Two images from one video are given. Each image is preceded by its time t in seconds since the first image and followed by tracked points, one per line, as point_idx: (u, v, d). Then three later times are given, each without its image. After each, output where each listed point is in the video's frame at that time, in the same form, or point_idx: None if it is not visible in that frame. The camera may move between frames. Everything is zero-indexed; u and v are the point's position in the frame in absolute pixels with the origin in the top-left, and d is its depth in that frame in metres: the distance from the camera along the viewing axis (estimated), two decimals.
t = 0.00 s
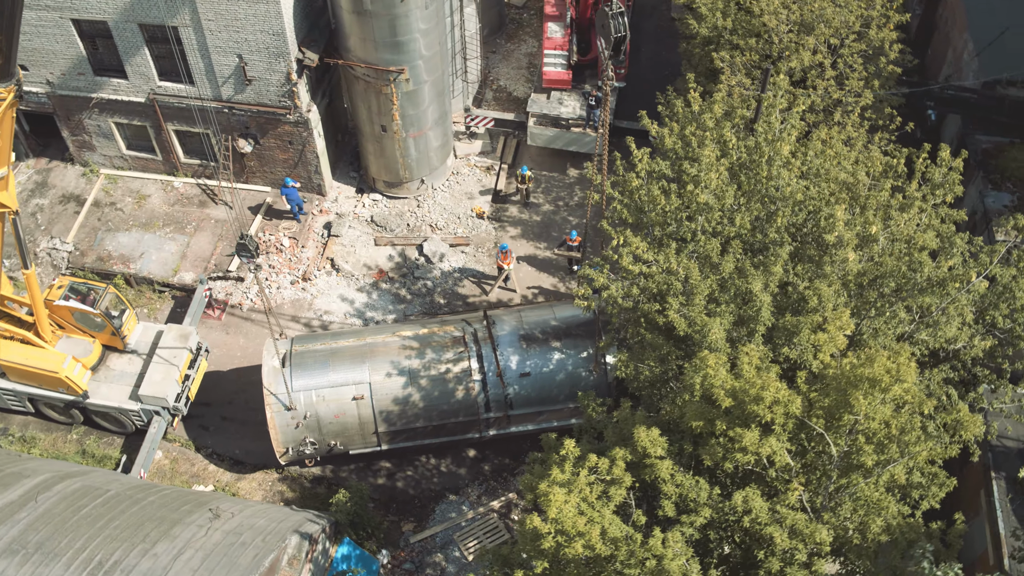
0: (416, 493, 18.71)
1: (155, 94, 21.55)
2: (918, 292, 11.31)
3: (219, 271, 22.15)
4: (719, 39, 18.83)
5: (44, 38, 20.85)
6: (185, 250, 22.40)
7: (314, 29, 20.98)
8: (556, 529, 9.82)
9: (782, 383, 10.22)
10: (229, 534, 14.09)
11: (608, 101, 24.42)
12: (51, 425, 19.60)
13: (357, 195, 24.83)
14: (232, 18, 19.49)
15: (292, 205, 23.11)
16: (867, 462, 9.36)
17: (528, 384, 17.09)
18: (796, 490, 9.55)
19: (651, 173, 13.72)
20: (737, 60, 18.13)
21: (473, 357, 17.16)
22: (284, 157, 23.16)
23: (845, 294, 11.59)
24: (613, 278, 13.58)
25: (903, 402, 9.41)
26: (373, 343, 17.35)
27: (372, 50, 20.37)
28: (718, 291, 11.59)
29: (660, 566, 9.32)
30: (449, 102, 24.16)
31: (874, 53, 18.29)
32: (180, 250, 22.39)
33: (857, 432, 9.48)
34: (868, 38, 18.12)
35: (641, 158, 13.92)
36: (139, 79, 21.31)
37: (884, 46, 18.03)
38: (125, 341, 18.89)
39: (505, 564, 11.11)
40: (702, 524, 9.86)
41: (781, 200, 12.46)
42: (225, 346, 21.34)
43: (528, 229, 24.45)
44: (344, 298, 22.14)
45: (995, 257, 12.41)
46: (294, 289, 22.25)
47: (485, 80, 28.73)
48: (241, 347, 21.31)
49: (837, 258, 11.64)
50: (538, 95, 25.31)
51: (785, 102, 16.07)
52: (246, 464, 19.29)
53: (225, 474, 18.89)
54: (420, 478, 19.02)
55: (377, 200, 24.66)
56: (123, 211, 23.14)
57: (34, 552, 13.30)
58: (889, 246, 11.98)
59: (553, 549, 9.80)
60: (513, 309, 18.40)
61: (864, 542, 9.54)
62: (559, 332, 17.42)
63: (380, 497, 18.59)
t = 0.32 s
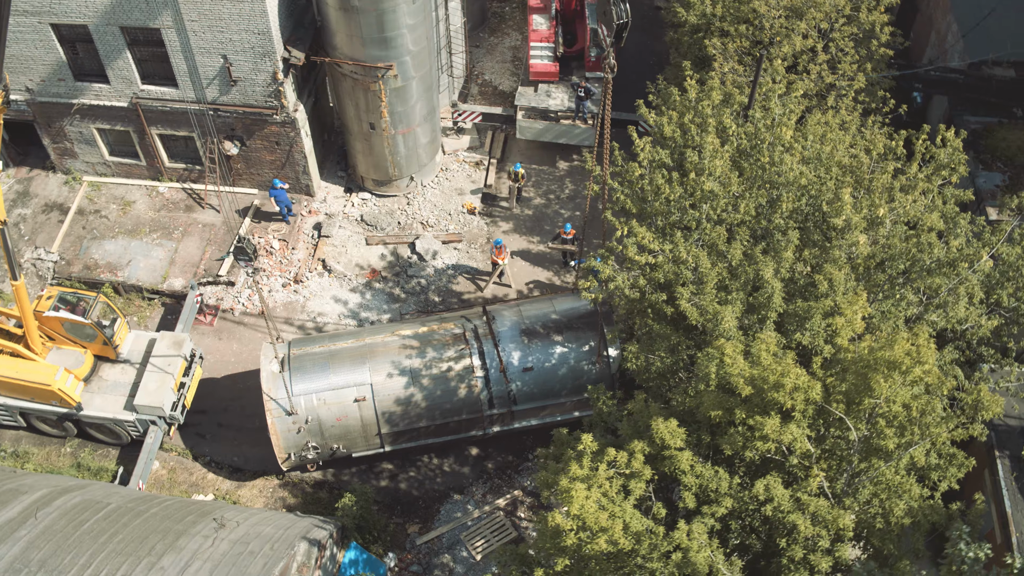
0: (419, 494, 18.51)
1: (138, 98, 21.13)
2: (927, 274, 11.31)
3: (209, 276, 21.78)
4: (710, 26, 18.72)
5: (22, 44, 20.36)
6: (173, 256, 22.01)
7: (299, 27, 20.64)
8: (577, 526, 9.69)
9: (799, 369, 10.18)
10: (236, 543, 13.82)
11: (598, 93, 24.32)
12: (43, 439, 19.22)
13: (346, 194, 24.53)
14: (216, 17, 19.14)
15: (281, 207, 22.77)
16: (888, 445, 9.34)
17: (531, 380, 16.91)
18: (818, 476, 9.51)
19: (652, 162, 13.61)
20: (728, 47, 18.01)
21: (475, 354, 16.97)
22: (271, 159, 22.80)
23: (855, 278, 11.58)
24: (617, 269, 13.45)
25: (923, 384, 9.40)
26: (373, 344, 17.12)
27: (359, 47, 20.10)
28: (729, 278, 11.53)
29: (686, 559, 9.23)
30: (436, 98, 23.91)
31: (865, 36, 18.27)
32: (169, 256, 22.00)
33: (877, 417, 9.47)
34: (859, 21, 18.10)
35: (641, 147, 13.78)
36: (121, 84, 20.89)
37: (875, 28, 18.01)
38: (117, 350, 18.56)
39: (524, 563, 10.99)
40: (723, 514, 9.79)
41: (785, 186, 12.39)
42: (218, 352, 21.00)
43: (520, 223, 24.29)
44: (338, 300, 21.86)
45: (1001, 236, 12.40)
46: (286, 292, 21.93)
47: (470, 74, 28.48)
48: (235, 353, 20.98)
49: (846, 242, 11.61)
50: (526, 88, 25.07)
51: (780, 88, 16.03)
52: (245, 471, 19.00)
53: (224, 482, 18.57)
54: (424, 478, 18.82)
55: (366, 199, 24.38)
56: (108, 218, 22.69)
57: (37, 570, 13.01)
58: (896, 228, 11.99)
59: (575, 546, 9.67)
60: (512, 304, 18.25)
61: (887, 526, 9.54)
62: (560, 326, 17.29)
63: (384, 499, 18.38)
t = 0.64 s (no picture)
0: (424, 496, 18.31)
1: (121, 103, 20.74)
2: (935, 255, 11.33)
3: (199, 282, 21.41)
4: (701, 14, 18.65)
5: None
6: (162, 263, 21.62)
7: (284, 26, 20.31)
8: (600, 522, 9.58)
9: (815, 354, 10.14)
10: (244, 555, 13.66)
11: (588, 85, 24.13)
12: (37, 454, 18.85)
13: (334, 195, 24.24)
14: (200, 19, 18.83)
15: (270, 210, 22.46)
16: (909, 428, 9.36)
17: (534, 375, 16.72)
18: (838, 462, 9.51)
19: (653, 152, 13.52)
20: (719, 34, 17.92)
21: (477, 352, 16.74)
22: (257, 161, 22.44)
23: (862, 262, 11.59)
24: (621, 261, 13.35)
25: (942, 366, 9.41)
26: (373, 345, 16.86)
27: (346, 45, 19.82)
28: (739, 266, 11.48)
29: (713, 551, 9.17)
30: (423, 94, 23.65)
31: (854, 21, 18.27)
32: (157, 263, 21.60)
33: (897, 400, 9.48)
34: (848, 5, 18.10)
35: (641, 137, 13.68)
36: (104, 89, 20.49)
37: (865, 12, 18.01)
38: (110, 361, 18.24)
39: (543, 562, 10.88)
40: (745, 503, 9.74)
41: (788, 173, 12.38)
42: (212, 360, 20.66)
43: (512, 219, 24.14)
44: (331, 302, 21.58)
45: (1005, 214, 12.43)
46: (278, 296, 21.63)
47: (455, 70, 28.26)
48: (229, 360, 20.66)
49: (853, 226, 11.62)
50: (513, 82, 24.93)
51: (773, 74, 16.00)
52: (245, 479, 18.72)
53: (225, 491, 18.28)
54: (427, 480, 18.62)
55: (355, 199, 24.11)
56: (94, 227, 22.26)
57: None
58: (900, 212, 12.03)
59: (598, 543, 9.56)
60: (511, 299, 18.08)
61: (909, 509, 9.55)
62: (561, 320, 17.10)
63: (389, 502, 18.17)
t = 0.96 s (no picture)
0: (430, 496, 18.15)
1: (106, 110, 20.38)
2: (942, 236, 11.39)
3: (191, 289, 21.08)
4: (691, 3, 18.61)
5: None
6: (152, 271, 21.27)
7: (270, 26, 20.03)
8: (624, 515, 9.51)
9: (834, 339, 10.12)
10: (253, 566, 13.46)
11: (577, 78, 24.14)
12: (34, 470, 18.52)
13: (324, 196, 23.97)
14: (185, 22, 18.55)
15: (260, 213, 22.14)
16: (930, 408, 9.40)
17: (538, 370, 16.58)
18: (859, 446, 9.54)
19: (654, 142, 13.46)
20: (710, 23, 17.90)
21: (480, 349, 16.56)
22: (246, 164, 22.12)
23: (870, 246, 11.61)
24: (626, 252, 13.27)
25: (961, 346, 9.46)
26: (374, 346, 16.64)
27: (335, 44, 19.59)
28: (749, 253, 11.47)
29: (740, 540, 9.24)
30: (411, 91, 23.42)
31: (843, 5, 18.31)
32: (147, 271, 21.24)
33: (916, 380, 9.54)
34: None
35: (641, 127, 13.61)
36: (87, 96, 20.13)
37: None
38: (105, 372, 17.96)
39: (564, 559, 10.79)
40: (767, 490, 9.72)
41: (790, 159, 12.53)
42: (208, 367, 20.37)
43: (504, 214, 24.00)
44: (326, 304, 21.36)
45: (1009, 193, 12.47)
46: (272, 300, 21.36)
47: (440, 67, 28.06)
48: (225, 366, 20.38)
49: (860, 210, 11.64)
50: (500, 77, 24.82)
51: (767, 61, 15.99)
52: (247, 487, 18.47)
53: (227, 500, 18.02)
54: (432, 480, 18.45)
55: (345, 200, 23.86)
56: (81, 236, 21.86)
57: None
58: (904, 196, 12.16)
59: (623, 536, 9.48)
60: (512, 295, 17.94)
61: (929, 489, 9.54)
62: (563, 314, 16.97)
63: (394, 504, 18.00)
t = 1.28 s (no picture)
0: (437, 497, 17.99)
1: (91, 118, 20.04)
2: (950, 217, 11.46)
3: (184, 296, 20.76)
4: None
5: None
6: (144, 280, 20.92)
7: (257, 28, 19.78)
8: (650, 508, 9.44)
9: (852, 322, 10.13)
10: None
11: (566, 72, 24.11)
12: (31, 486, 18.19)
13: (315, 199, 23.72)
14: (171, 25, 18.29)
15: (252, 217, 21.87)
16: (949, 387, 9.46)
17: (543, 366, 16.48)
18: (881, 428, 9.58)
19: (655, 133, 13.42)
20: (701, 12, 17.88)
21: (484, 347, 16.44)
22: (235, 168, 21.81)
23: (878, 229, 11.66)
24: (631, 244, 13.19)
25: (979, 324, 9.54)
26: (376, 347, 16.45)
27: (324, 44, 19.38)
28: (760, 241, 11.50)
29: (768, 528, 9.22)
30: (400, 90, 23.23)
31: None
32: (138, 280, 20.88)
33: (934, 360, 9.62)
34: None
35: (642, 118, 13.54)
36: (72, 104, 19.78)
37: None
38: (102, 384, 17.67)
39: (586, 554, 10.71)
40: (789, 476, 9.72)
41: (792, 145, 12.59)
42: (204, 375, 20.06)
43: (497, 211, 23.86)
44: (322, 307, 21.10)
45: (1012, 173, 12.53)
46: (266, 305, 21.11)
47: (425, 65, 27.87)
48: (222, 374, 20.08)
49: (868, 193, 11.70)
50: (488, 73, 24.74)
51: (761, 48, 16.00)
52: (251, 495, 18.24)
53: (231, 509, 17.77)
54: (439, 481, 18.28)
55: (336, 202, 23.62)
56: (68, 247, 21.46)
57: None
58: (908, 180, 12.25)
59: (650, 529, 9.42)
60: (512, 291, 17.82)
61: (950, 469, 9.59)
62: (566, 308, 16.89)
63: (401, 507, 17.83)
